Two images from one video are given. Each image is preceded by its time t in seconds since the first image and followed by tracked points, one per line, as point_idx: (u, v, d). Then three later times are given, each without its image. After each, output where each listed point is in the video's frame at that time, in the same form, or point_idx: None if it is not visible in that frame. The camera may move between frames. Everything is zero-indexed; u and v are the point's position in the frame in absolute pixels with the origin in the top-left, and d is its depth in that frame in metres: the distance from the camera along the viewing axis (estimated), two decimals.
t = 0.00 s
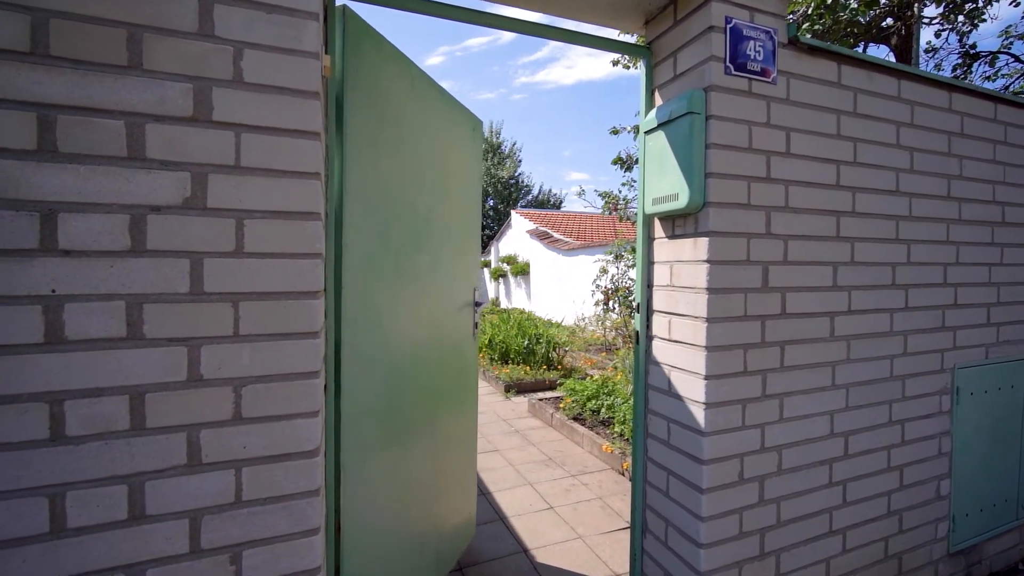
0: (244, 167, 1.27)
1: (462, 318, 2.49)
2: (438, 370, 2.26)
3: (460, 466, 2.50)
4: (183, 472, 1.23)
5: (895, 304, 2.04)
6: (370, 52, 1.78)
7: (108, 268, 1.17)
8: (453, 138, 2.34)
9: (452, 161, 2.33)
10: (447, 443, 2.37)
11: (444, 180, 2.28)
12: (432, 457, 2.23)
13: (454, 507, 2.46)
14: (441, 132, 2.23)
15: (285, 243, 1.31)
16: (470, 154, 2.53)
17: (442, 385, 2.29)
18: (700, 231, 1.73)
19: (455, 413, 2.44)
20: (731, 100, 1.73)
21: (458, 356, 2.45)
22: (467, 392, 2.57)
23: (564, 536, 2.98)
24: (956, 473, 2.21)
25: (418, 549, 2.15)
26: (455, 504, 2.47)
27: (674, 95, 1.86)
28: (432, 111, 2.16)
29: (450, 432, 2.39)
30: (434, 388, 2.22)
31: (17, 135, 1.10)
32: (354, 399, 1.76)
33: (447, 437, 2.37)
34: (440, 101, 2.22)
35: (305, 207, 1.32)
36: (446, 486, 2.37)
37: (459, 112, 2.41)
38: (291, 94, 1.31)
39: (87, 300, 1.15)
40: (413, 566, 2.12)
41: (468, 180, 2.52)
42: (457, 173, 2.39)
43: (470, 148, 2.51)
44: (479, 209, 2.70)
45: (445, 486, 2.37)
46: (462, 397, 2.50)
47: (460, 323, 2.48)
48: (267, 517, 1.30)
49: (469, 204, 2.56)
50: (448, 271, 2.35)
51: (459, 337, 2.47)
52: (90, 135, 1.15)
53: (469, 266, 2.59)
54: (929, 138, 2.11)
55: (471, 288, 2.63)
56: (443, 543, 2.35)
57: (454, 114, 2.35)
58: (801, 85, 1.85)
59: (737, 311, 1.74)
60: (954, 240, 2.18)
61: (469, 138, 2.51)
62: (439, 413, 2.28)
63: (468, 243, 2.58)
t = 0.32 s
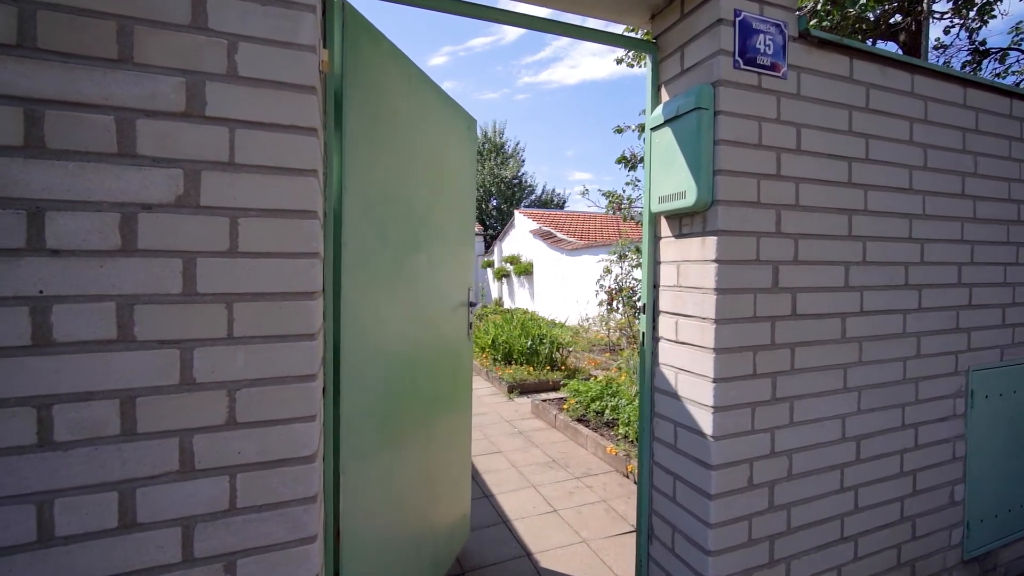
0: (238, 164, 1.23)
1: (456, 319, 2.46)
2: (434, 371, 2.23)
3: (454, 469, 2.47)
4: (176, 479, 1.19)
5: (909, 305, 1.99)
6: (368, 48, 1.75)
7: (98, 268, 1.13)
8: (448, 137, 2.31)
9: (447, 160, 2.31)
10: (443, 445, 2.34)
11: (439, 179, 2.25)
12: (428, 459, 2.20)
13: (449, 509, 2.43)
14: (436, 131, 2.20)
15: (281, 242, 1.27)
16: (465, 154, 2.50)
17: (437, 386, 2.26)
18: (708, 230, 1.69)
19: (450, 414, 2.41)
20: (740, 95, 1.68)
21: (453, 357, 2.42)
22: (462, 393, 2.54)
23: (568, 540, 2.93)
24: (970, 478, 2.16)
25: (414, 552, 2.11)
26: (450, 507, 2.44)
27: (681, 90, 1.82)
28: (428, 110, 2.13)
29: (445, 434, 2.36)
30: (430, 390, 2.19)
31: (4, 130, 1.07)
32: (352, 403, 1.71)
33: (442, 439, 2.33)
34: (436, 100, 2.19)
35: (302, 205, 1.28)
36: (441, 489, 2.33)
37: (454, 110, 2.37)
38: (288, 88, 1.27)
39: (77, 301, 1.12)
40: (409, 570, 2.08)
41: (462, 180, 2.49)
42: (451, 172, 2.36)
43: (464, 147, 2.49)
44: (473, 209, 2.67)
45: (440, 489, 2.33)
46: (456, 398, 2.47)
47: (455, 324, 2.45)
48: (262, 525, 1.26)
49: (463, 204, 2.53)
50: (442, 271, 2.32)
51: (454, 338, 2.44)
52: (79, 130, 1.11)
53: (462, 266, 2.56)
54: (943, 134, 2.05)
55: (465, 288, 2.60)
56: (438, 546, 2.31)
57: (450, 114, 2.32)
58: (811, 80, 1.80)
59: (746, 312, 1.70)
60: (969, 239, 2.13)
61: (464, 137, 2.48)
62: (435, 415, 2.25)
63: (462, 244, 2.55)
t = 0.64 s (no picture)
0: (232, 160, 1.19)
1: (451, 319, 2.43)
2: (431, 372, 2.20)
3: (450, 470, 2.44)
4: (167, 485, 1.15)
5: (922, 305, 1.94)
6: (368, 47, 1.72)
7: (86, 268, 1.09)
8: (443, 138, 2.28)
9: (442, 160, 2.28)
10: (439, 447, 2.31)
11: (435, 180, 2.22)
12: (425, 460, 2.17)
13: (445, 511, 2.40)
14: (432, 131, 2.17)
15: (276, 241, 1.23)
16: (459, 154, 2.47)
17: (434, 386, 2.24)
18: (716, 229, 1.64)
19: (446, 415, 2.38)
20: (750, 90, 1.63)
21: (448, 359, 2.39)
22: (457, 394, 2.52)
23: (572, 544, 2.89)
24: (985, 483, 2.10)
25: (411, 556, 2.08)
26: (446, 509, 2.41)
27: (689, 86, 1.77)
28: (424, 109, 2.10)
29: (441, 435, 2.33)
30: (427, 391, 2.17)
31: None
32: (350, 407, 1.66)
33: (439, 441, 2.31)
34: (432, 100, 2.17)
35: (297, 203, 1.24)
36: (437, 491, 2.30)
37: (448, 109, 2.34)
38: (284, 82, 1.23)
39: (65, 302, 1.08)
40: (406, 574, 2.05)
41: (456, 180, 2.46)
42: (446, 173, 2.33)
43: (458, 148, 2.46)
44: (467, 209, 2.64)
45: (436, 491, 2.30)
46: (452, 399, 2.44)
47: (450, 325, 2.42)
48: (256, 532, 1.22)
49: (457, 204, 2.51)
50: (438, 270, 2.30)
51: (449, 340, 2.41)
52: (68, 125, 1.08)
53: (457, 266, 2.54)
54: (957, 130, 2.00)
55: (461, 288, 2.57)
56: (434, 549, 2.28)
57: (444, 114, 2.29)
58: (823, 74, 1.75)
59: (755, 313, 1.65)
60: (984, 238, 2.07)
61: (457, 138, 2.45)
62: (431, 416, 2.22)
63: (456, 245, 2.52)
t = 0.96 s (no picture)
0: (225, 157, 1.16)
1: (446, 320, 2.39)
2: (426, 374, 2.16)
3: (446, 471, 2.41)
4: (158, 492, 1.11)
5: (937, 306, 1.88)
6: (366, 43, 1.68)
7: (74, 268, 1.06)
8: (438, 136, 2.24)
9: (437, 158, 2.24)
10: (434, 449, 2.28)
11: (430, 179, 2.18)
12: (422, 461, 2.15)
13: (440, 515, 2.36)
14: (427, 128, 2.13)
15: (270, 240, 1.19)
16: (453, 152, 2.43)
17: (431, 387, 2.22)
18: (725, 227, 1.59)
19: (441, 416, 2.35)
20: (759, 84, 1.59)
21: (443, 360, 2.35)
22: (452, 396, 2.48)
23: (576, 548, 2.84)
24: (1001, 489, 2.05)
25: (407, 561, 2.04)
26: (441, 513, 2.37)
27: (696, 81, 1.72)
28: (419, 107, 2.06)
29: (437, 436, 2.31)
30: (424, 391, 2.15)
31: None
32: (349, 410, 1.63)
33: (434, 443, 2.27)
34: (427, 96, 2.12)
35: (292, 200, 1.20)
36: (432, 494, 2.26)
37: (442, 106, 2.30)
38: (279, 75, 1.19)
39: (52, 302, 1.04)
40: None
41: (450, 178, 2.42)
42: (441, 171, 2.29)
43: (452, 146, 2.42)
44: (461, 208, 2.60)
45: (432, 495, 2.26)
46: (447, 400, 2.42)
47: (445, 326, 2.39)
48: (250, 541, 1.18)
49: (452, 203, 2.47)
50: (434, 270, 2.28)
51: (444, 340, 2.37)
52: (54, 120, 1.04)
53: (453, 266, 2.52)
54: (973, 126, 1.94)
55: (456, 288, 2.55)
56: (430, 554, 2.24)
57: (439, 112, 2.25)
58: (835, 68, 1.70)
59: (766, 314, 1.60)
60: (1000, 237, 2.02)
61: (452, 135, 2.41)
62: (426, 418, 2.18)
63: (451, 244, 2.49)
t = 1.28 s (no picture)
0: (217, 151, 1.12)
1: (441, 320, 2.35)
2: (421, 375, 2.12)
3: (443, 471, 2.40)
4: (146, 499, 1.08)
5: (953, 307, 1.83)
6: (364, 37, 1.64)
7: (59, 266, 1.02)
8: (434, 132, 2.20)
9: (433, 156, 2.20)
10: (429, 450, 2.23)
11: (426, 177, 2.14)
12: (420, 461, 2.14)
13: (435, 517, 2.32)
14: (423, 125, 2.09)
15: (264, 238, 1.15)
16: (448, 149, 2.39)
17: (429, 386, 2.20)
18: (734, 225, 1.55)
19: (436, 417, 2.31)
20: (769, 78, 1.54)
21: (439, 360, 2.32)
22: (447, 396, 2.44)
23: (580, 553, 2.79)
24: (1018, 496, 1.99)
25: (402, 564, 2.00)
26: (436, 515, 2.34)
27: (705, 74, 1.67)
28: (416, 103, 2.02)
29: (434, 435, 2.29)
30: (422, 391, 2.13)
31: None
32: (346, 413, 1.59)
33: (429, 444, 2.23)
34: (423, 92, 2.08)
35: (286, 196, 1.16)
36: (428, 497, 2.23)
37: (438, 104, 2.25)
38: (273, 68, 1.15)
39: (36, 303, 1.00)
40: None
41: (446, 176, 2.37)
42: (437, 169, 2.25)
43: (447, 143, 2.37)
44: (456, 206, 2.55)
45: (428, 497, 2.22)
46: (445, 399, 2.41)
47: (440, 326, 2.34)
48: (242, 550, 1.14)
49: (447, 201, 2.42)
50: (432, 269, 2.26)
51: (439, 341, 2.33)
52: (38, 113, 1.00)
53: (448, 265, 2.49)
54: (990, 121, 1.89)
55: (453, 287, 2.53)
56: (426, 556, 2.21)
57: (435, 109, 2.20)
58: (847, 62, 1.65)
59: (777, 315, 1.55)
60: (1017, 236, 1.96)
61: (447, 133, 2.36)
62: (422, 420, 2.14)
63: (446, 243, 2.44)
